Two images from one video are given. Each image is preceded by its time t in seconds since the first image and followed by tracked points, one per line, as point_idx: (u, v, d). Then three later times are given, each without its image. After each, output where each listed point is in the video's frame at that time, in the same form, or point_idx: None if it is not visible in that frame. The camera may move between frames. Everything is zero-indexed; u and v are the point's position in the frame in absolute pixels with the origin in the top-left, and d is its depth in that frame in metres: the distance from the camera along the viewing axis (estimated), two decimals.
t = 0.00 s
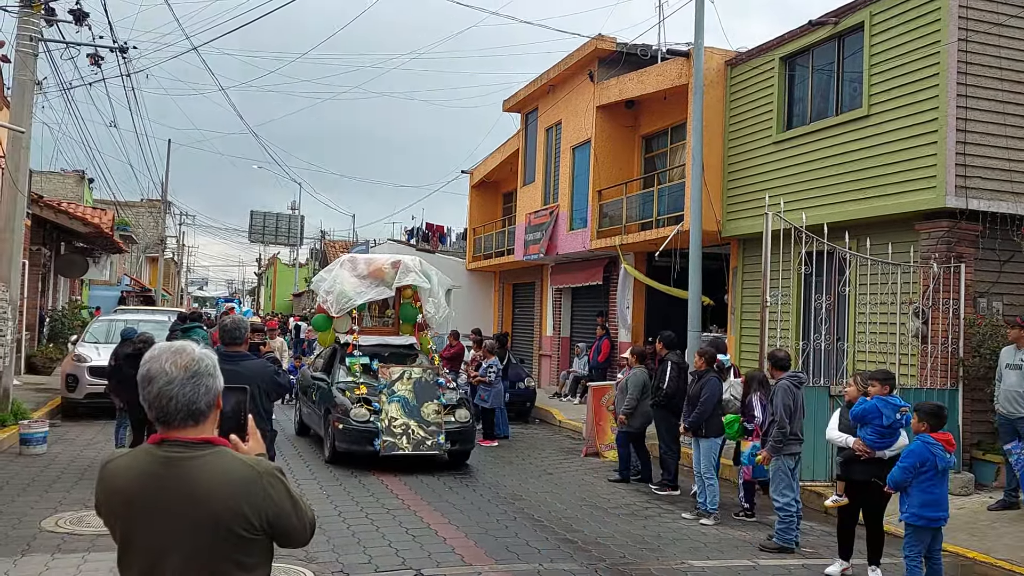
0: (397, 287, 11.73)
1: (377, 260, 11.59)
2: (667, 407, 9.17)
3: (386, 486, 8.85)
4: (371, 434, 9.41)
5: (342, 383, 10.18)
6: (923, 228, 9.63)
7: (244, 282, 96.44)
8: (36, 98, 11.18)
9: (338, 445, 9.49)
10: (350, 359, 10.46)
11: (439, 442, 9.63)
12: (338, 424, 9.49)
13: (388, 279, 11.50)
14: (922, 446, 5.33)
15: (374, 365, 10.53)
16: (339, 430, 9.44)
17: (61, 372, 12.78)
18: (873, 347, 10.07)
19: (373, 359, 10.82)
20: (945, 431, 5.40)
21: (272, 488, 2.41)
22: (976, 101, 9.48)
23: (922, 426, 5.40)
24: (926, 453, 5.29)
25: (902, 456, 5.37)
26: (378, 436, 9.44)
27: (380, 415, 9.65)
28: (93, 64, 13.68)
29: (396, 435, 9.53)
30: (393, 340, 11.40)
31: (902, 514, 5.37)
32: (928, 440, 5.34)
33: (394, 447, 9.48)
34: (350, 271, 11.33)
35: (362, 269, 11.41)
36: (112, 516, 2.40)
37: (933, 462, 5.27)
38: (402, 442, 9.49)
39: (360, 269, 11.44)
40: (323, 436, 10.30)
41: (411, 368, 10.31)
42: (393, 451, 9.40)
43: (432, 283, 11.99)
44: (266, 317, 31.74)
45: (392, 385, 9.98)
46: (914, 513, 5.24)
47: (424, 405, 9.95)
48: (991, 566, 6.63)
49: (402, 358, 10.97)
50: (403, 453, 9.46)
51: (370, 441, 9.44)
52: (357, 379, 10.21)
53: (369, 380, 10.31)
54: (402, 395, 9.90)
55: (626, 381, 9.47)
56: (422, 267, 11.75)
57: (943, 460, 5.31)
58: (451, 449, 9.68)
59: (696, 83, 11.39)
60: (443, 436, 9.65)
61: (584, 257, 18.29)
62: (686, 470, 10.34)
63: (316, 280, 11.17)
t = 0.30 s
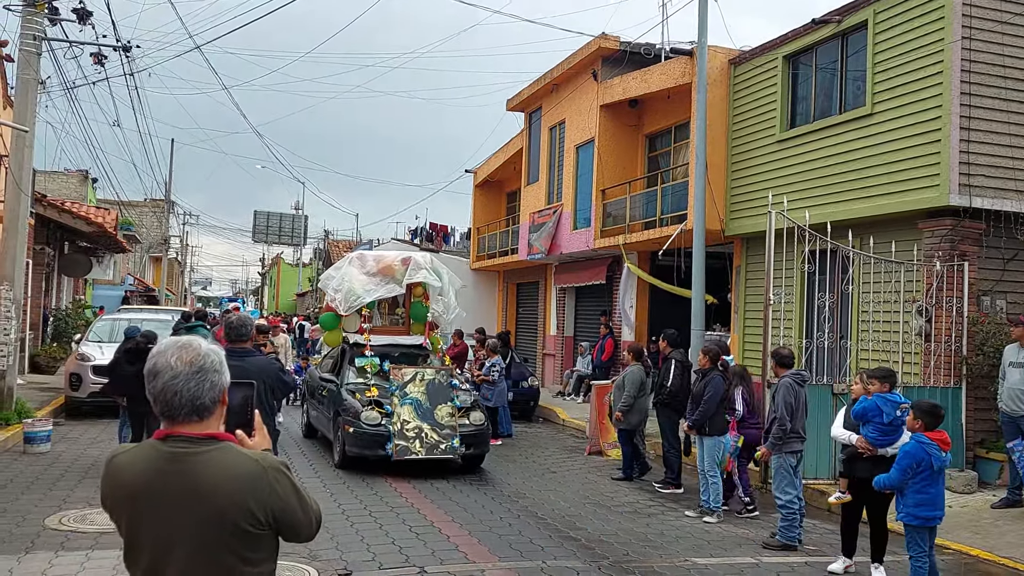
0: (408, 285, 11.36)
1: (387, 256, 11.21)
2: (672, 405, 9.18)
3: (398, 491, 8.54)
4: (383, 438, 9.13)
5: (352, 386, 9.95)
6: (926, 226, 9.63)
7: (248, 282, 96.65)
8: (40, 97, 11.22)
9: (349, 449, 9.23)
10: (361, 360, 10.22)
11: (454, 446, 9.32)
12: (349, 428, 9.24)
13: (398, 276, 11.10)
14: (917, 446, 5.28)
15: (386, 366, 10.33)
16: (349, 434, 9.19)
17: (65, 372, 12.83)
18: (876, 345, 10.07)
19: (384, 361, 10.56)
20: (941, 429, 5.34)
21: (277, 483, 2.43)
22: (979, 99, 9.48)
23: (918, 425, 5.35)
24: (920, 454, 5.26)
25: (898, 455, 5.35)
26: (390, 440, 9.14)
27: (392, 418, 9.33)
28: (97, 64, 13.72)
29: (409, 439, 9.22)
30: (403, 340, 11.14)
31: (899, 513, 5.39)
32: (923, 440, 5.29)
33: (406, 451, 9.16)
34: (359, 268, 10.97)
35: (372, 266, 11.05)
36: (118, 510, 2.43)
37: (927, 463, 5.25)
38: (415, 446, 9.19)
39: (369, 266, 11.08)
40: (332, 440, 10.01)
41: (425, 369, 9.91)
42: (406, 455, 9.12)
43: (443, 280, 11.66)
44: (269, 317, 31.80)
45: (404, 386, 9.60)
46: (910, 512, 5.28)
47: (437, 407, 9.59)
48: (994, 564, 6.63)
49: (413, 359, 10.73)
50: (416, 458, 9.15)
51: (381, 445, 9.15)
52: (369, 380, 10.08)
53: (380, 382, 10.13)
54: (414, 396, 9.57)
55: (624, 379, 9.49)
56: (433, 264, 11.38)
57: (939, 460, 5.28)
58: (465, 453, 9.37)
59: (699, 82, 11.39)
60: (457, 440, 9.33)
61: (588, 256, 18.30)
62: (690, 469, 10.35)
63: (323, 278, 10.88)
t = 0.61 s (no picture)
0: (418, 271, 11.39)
1: (396, 241, 11.21)
2: (672, 391, 9.22)
3: (404, 481, 8.40)
4: (394, 430, 8.83)
5: (361, 376, 9.85)
6: (926, 212, 9.64)
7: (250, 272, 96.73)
8: (38, 86, 11.21)
9: (358, 442, 8.92)
10: (369, 349, 10.11)
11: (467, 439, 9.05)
12: (358, 420, 8.94)
13: (407, 262, 11.16)
14: (909, 429, 5.36)
15: (393, 356, 10.23)
16: (358, 426, 8.89)
17: (66, 360, 12.89)
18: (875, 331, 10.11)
19: (392, 350, 10.46)
20: (934, 413, 5.39)
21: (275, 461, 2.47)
22: (979, 84, 9.47)
23: (912, 407, 5.42)
24: (913, 435, 5.34)
25: (890, 436, 5.45)
26: (401, 432, 8.85)
27: (403, 409, 9.04)
28: (96, 52, 13.69)
29: (421, 431, 8.93)
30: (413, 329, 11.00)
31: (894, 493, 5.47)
32: (916, 422, 5.37)
33: (418, 444, 8.89)
34: (367, 254, 10.99)
35: (380, 252, 11.07)
36: (119, 488, 2.48)
37: (918, 444, 5.33)
38: (427, 438, 8.91)
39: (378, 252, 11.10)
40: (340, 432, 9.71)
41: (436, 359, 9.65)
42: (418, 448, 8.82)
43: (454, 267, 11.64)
44: (270, 306, 31.84)
45: (416, 376, 9.33)
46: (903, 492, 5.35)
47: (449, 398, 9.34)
48: (992, 546, 6.70)
49: (423, 348, 10.66)
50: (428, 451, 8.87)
51: (392, 438, 8.86)
52: (377, 371, 9.95)
53: (388, 372, 10.02)
54: (427, 387, 9.30)
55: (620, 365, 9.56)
56: (443, 250, 11.27)
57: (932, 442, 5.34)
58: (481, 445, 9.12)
59: (699, 68, 11.37)
60: (471, 432, 9.07)
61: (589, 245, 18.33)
62: (690, 455, 10.40)
63: (332, 264, 10.92)
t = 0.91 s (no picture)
0: (422, 244, 11.35)
1: (400, 214, 11.10)
2: (670, 363, 9.27)
3: (404, 454, 8.46)
4: (401, 408, 8.77)
5: (366, 352, 9.78)
6: (923, 184, 9.65)
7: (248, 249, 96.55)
8: (31, 59, 11.12)
9: (364, 421, 8.86)
10: (374, 326, 10.02)
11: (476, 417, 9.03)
12: (363, 398, 8.85)
13: (411, 235, 11.05)
14: (898, 396, 5.45)
15: (397, 331, 10.15)
16: (364, 404, 8.81)
17: (64, 335, 12.92)
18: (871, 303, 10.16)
19: (397, 325, 10.38)
20: (922, 380, 5.48)
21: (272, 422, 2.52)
22: (977, 55, 9.43)
23: (901, 373, 5.52)
24: (900, 401, 5.43)
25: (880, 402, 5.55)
26: (408, 410, 8.80)
27: (411, 387, 8.97)
28: (89, 25, 13.56)
29: (429, 409, 8.89)
30: (417, 305, 10.95)
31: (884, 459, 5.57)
32: (905, 389, 5.47)
33: (426, 423, 8.85)
34: (371, 227, 10.91)
35: (384, 225, 10.99)
36: (118, 452, 2.52)
37: (905, 409, 5.43)
38: (435, 417, 8.88)
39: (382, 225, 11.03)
40: (345, 410, 9.63)
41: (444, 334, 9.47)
42: (426, 426, 8.80)
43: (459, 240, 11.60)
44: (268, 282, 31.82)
45: (422, 353, 9.20)
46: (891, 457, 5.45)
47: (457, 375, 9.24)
48: (984, 514, 6.79)
49: (427, 324, 10.62)
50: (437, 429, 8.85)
51: (399, 416, 8.81)
52: (381, 347, 9.85)
53: (393, 349, 9.90)
54: (435, 363, 9.19)
55: (614, 337, 9.62)
56: (448, 223, 11.29)
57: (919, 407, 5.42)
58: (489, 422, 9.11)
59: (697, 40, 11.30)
60: (479, 410, 9.05)
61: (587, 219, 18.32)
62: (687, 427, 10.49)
63: (335, 237, 10.87)
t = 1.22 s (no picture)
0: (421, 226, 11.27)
1: (398, 195, 11.02)
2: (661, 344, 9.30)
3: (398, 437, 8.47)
4: (402, 394, 8.70)
5: (365, 336, 9.80)
6: (914, 165, 9.67)
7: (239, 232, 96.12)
8: (18, 40, 11.02)
9: (363, 407, 8.77)
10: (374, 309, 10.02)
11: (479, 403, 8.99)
12: (363, 383, 8.77)
13: (410, 216, 10.97)
14: (887, 372, 5.49)
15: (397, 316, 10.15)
16: (363, 389, 8.72)
17: (55, 318, 12.87)
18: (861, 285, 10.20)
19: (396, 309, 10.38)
20: (911, 359, 5.52)
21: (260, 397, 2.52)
22: (969, 36, 9.42)
23: (891, 351, 5.56)
24: (888, 378, 5.48)
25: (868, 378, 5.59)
26: (410, 397, 8.74)
27: (412, 372, 8.94)
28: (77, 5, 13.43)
29: (430, 395, 8.85)
30: (416, 288, 10.96)
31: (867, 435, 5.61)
32: (894, 366, 5.51)
33: (428, 409, 8.80)
34: (369, 208, 10.83)
35: (382, 205, 10.90)
36: (106, 427, 2.51)
37: (892, 387, 5.47)
38: (437, 403, 8.83)
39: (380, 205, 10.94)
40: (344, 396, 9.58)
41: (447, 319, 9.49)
42: (428, 413, 8.74)
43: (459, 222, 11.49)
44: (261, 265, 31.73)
45: (424, 337, 9.19)
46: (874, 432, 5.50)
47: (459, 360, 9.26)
48: (972, 494, 6.86)
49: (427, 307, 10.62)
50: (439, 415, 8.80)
51: (400, 402, 8.74)
52: (381, 332, 9.90)
53: (393, 333, 9.97)
54: (436, 347, 9.21)
55: (605, 319, 9.62)
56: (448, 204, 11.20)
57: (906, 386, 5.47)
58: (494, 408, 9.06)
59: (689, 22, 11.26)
60: (483, 396, 8.99)
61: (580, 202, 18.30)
62: (678, 408, 10.54)
63: (332, 217, 10.79)
